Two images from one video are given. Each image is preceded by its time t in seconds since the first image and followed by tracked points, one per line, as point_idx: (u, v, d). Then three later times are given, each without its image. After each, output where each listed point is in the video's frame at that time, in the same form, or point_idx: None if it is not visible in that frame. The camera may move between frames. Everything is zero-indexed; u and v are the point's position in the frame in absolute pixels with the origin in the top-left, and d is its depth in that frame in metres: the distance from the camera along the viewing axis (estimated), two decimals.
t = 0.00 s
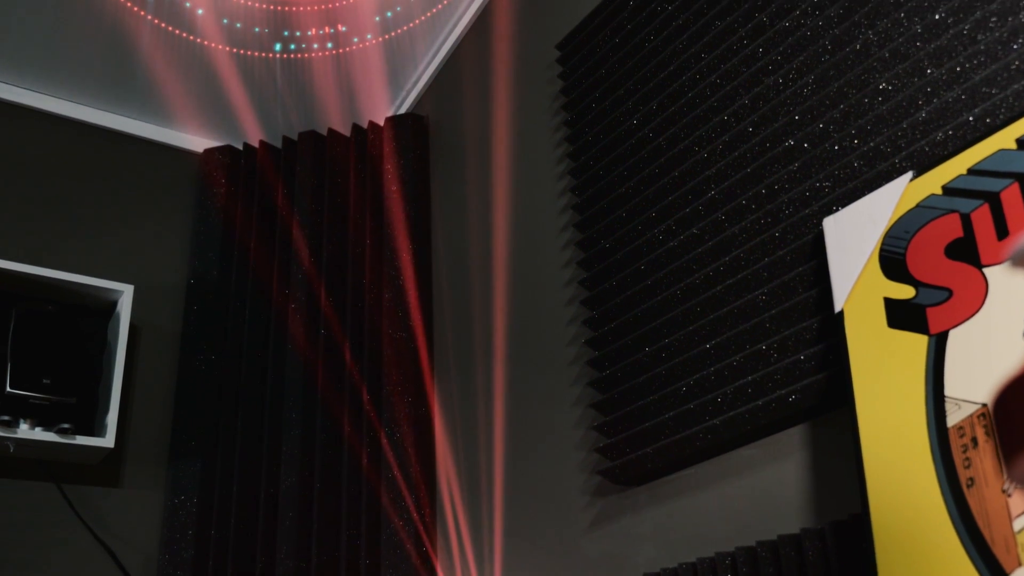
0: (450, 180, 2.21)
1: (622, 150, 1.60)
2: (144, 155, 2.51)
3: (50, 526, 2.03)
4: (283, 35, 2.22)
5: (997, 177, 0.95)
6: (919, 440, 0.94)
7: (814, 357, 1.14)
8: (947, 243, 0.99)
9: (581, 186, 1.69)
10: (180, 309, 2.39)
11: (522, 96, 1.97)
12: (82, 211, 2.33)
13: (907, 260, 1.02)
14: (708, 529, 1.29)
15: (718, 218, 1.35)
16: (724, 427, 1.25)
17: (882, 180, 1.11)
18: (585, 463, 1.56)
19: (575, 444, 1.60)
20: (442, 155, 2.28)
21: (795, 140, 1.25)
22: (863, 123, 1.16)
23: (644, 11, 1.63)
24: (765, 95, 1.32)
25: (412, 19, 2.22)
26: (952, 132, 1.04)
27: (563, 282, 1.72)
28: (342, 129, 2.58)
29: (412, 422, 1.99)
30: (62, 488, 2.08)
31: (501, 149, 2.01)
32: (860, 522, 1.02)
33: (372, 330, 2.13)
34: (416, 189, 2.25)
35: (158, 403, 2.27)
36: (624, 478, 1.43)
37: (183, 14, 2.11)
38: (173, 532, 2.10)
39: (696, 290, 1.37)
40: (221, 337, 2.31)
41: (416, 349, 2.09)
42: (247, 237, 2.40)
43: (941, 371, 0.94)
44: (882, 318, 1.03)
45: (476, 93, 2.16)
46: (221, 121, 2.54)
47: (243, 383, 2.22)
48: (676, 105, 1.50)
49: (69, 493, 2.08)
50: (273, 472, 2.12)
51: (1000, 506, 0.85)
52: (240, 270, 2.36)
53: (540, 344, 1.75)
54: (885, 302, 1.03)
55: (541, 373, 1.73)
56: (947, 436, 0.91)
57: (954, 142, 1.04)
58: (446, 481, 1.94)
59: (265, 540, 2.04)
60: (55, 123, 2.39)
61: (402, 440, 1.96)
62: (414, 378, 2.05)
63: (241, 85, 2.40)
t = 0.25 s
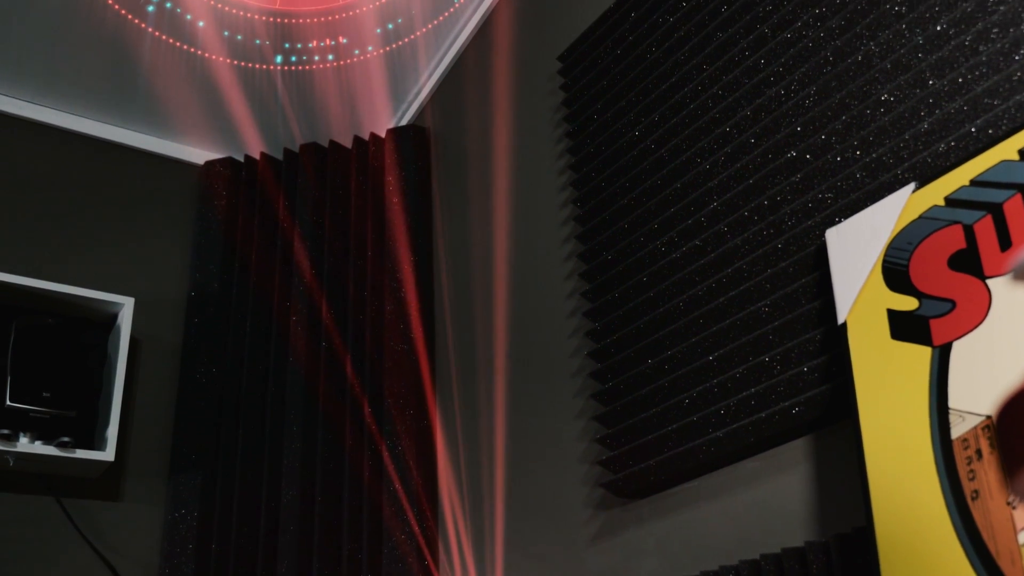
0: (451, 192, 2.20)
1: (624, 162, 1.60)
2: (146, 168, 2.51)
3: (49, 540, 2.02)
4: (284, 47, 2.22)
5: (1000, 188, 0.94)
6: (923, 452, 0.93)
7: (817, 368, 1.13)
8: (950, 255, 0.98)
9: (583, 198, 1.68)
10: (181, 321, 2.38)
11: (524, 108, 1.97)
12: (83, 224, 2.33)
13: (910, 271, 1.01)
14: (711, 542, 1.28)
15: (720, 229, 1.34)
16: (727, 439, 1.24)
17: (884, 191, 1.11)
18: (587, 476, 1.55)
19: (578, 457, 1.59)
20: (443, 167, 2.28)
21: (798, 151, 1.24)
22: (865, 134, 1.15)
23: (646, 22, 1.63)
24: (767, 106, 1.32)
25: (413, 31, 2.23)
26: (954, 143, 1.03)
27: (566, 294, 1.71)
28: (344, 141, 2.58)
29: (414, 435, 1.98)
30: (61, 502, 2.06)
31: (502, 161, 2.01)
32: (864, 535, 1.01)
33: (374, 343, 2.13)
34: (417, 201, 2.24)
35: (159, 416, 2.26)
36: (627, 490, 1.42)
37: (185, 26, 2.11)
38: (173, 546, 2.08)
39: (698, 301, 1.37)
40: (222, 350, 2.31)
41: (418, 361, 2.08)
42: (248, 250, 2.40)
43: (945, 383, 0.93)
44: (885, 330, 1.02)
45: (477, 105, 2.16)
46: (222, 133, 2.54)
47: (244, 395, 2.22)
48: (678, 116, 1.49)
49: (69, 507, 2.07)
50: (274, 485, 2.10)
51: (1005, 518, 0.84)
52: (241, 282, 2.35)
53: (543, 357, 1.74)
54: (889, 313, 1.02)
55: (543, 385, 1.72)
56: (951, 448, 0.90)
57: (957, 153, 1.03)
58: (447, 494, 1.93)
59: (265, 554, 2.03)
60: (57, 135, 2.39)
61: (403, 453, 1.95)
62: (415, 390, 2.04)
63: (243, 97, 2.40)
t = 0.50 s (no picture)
0: (452, 205, 2.20)
1: (625, 175, 1.59)
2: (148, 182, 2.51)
3: (49, 556, 2.00)
4: (285, 60, 2.23)
5: (1002, 201, 0.94)
6: (927, 465, 0.92)
7: (821, 382, 1.12)
8: (953, 267, 0.97)
9: (585, 211, 1.68)
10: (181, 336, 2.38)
11: (525, 122, 1.97)
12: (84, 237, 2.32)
13: (913, 284, 1.01)
14: (714, 557, 1.27)
15: (722, 242, 1.34)
16: (730, 453, 1.23)
17: (887, 203, 1.10)
18: (590, 490, 1.54)
19: (580, 471, 1.57)
20: (444, 181, 2.27)
21: (800, 164, 1.24)
22: (867, 147, 1.15)
23: (647, 35, 1.63)
24: (768, 119, 1.31)
25: (414, 45, 2.23)
26: (956, 156, 1.03)
27: (567, 307, 1.70)
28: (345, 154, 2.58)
29: (415, 449, 1.97)
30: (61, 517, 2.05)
31: (503, 175, 2.01)
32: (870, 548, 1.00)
33: (375, 357, 2.12)
34: (419, 215, 2.24)
35: (159, 431, 2.25)
36: (630, 505, 1.41)
37: (186, 39, 2.12)
38: (173, 562, 2.07)
39: (701, 314, 1.36)
40: (222, 364, 2.30)
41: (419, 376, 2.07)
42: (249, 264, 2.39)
43: (949, 396, 0.92)
44: (889, 342, 1.01)
45: (477, 120, 2.16)
46: (223, 146, 2.53)
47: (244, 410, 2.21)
48: (679, 129, 1.49)
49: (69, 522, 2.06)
50: (274, 500, 2.09)
51: (1010, 532, 0.83)
52: (242, 296, 2.35)
53: (545, 371, 1.73)
54: (892, 326, 1.01)
55: (545, 399, 1.71)
56: (955, 461, 0.90)
57: (959, 165, 1.03)
58: (448, 509, 1.92)
59: (265, 569, 2.01)
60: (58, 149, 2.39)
61: (405, 468, 1.94)
62: (417, 404, 2.03)
63: (245, 111, 2.40)
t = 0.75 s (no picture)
0: (453, 219, 2.20)
1: (627, 189, 1.59)
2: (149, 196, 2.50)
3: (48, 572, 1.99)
4: (286, 74, 2.23)
5: (1005, 214, 0.94)
6: (931, 479, 0.91)
7: (824, 396, 1.11)
8: (956, 281, 0.97)
9: (587, 224, 1.67)
10: (182, 350, 2.37)
11: (526, 136, 1.96)
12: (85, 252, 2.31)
13: (916, 297, 1.01)
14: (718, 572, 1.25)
15: (725, 255, 1.33)
16: (734, 467, 1.22)
17: (890, 217, 1.10)
18: (593, 505, 1.53)
19: (583, 486, 1.56)
20: (445, 195, 2.27)
21: (802, 177, 1.23)
22: (869, 160, 1.14)
23: (648, 49, 1.63)
24: (770, 132, 1.31)
25: (415, 59, 2.24)
26: (958, 169, 1.03)
27: (570, 321, 1.70)
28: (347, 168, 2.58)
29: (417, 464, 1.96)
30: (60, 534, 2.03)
31: (504, 189, 2.00)
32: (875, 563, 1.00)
33: (376, 372, 2.11)
34: (420, 229, 2.24)
35: (159, 446, 2.24)
36: (633, 519, 1.40)
37: (187, 54, 2.12)
38: None
39: (703, 328, 1.35)
40: (223, 379, 2.29)
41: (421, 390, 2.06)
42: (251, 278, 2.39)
43: (954, 410, 0.92)
44: (892, 356, 1.00)
45: (478, 134, 2.16)
46: (224, 161, 2.53)
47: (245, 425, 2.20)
48: (681, 142, 1.49)
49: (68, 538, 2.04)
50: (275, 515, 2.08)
51: (1015, 547, 0.82)
52: (243, 311, 2.34)
53: (547, 385, 1.72)
54: (895, 339, 1.01)
55: (547, 413, 1.70)
56: (960, 475, 0.89)
57: (961, 178, 1.03)
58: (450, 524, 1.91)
59: None
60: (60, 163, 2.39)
61: (406, 483, 1.93)
62: (419, 418, 2.02)
63: (246, 124, 2.40)
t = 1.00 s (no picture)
0: (454, 232, 2.20)
1: (629, 202, 1.59)
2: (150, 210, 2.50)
3: None
4: (287, 87, 2.23)
5: (1008, 227, 0.93)
6: (936, 493, 0.91)
7: (828, 409, 1.11)
8: (959, 294, 0.97)
9: (589, 237, 1.67)
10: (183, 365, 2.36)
11: (527, 149, 1.96)
12: (86, 266, 2.31)
13: (919, 310, 1.00)
14: None
15: (727, 268, 1.33)
16: (737, 482, 1.21)
17: (892, 230, 1.09)
18: (595, 520, 1.52)
19: (585, 500, 1.55)
20: (446, 208, 2.27)
21: (804, 190, 1.23)
22: (872, 173, 1.14)
23: (650, 62, 1.62)
24: (772, 145, 1.31)
25: (416, 73, 2.24)
26: (961, 182, 1.02)
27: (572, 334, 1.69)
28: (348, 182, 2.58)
29: (419, 478, 1.95)
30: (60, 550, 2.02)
31: (505, 202, 2.00)
32: None
33: (378, 386, 2.10)
34: (422, 243, 2.23)
35: (159, 461, 2.23)
36: (637, 534, 1.38)
37: (188, 68, 2.13)
38: None
39: (706, 341, 1.34)
40: (224, 393, 2.28)
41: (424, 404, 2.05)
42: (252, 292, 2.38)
43: (957, 424, 0.91)
44: (895, 369, 1.00)
45: (479, 148, 2.16)
46: (225, 175, 2.53)
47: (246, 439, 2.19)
48: (683, 155, 1.48)
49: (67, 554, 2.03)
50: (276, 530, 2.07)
51: (1020, 561, 0.82)
52: (244, 325, 2.33)
53: (549, 398, 1.71)
54: (898, 352, 1.00)
55: (549, 427, 1.69)
56: (965, 489, 0.89)
57: (964, 191, 1.02)
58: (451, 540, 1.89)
59: None
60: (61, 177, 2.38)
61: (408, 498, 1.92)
62: (420, 433, 2.01)
63: (248, 138, 2.40)
